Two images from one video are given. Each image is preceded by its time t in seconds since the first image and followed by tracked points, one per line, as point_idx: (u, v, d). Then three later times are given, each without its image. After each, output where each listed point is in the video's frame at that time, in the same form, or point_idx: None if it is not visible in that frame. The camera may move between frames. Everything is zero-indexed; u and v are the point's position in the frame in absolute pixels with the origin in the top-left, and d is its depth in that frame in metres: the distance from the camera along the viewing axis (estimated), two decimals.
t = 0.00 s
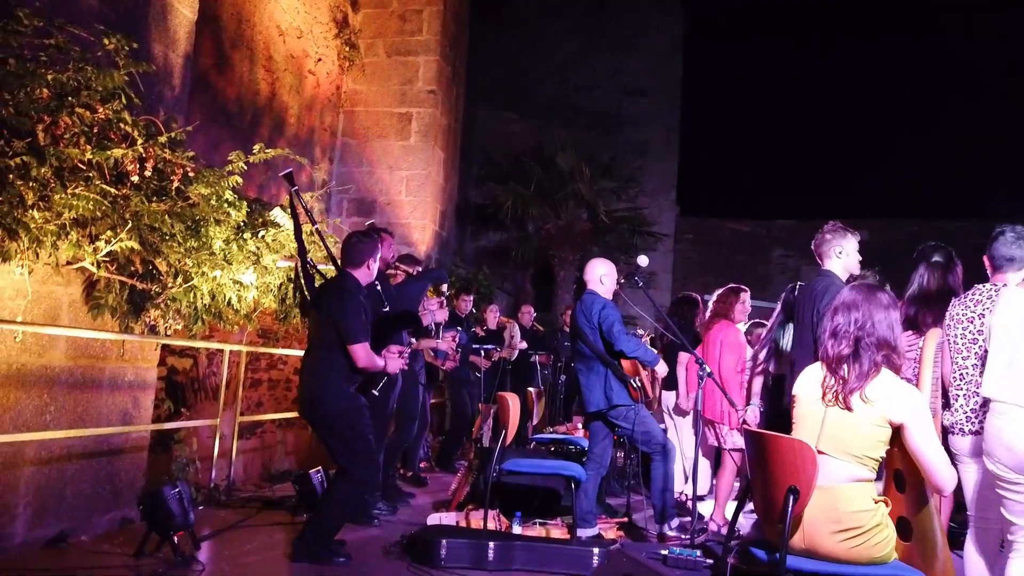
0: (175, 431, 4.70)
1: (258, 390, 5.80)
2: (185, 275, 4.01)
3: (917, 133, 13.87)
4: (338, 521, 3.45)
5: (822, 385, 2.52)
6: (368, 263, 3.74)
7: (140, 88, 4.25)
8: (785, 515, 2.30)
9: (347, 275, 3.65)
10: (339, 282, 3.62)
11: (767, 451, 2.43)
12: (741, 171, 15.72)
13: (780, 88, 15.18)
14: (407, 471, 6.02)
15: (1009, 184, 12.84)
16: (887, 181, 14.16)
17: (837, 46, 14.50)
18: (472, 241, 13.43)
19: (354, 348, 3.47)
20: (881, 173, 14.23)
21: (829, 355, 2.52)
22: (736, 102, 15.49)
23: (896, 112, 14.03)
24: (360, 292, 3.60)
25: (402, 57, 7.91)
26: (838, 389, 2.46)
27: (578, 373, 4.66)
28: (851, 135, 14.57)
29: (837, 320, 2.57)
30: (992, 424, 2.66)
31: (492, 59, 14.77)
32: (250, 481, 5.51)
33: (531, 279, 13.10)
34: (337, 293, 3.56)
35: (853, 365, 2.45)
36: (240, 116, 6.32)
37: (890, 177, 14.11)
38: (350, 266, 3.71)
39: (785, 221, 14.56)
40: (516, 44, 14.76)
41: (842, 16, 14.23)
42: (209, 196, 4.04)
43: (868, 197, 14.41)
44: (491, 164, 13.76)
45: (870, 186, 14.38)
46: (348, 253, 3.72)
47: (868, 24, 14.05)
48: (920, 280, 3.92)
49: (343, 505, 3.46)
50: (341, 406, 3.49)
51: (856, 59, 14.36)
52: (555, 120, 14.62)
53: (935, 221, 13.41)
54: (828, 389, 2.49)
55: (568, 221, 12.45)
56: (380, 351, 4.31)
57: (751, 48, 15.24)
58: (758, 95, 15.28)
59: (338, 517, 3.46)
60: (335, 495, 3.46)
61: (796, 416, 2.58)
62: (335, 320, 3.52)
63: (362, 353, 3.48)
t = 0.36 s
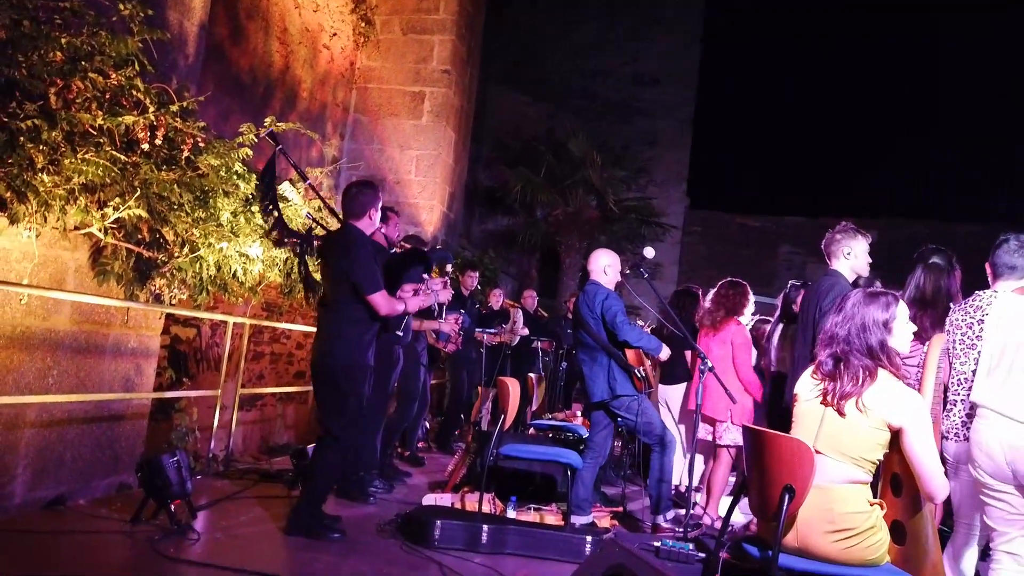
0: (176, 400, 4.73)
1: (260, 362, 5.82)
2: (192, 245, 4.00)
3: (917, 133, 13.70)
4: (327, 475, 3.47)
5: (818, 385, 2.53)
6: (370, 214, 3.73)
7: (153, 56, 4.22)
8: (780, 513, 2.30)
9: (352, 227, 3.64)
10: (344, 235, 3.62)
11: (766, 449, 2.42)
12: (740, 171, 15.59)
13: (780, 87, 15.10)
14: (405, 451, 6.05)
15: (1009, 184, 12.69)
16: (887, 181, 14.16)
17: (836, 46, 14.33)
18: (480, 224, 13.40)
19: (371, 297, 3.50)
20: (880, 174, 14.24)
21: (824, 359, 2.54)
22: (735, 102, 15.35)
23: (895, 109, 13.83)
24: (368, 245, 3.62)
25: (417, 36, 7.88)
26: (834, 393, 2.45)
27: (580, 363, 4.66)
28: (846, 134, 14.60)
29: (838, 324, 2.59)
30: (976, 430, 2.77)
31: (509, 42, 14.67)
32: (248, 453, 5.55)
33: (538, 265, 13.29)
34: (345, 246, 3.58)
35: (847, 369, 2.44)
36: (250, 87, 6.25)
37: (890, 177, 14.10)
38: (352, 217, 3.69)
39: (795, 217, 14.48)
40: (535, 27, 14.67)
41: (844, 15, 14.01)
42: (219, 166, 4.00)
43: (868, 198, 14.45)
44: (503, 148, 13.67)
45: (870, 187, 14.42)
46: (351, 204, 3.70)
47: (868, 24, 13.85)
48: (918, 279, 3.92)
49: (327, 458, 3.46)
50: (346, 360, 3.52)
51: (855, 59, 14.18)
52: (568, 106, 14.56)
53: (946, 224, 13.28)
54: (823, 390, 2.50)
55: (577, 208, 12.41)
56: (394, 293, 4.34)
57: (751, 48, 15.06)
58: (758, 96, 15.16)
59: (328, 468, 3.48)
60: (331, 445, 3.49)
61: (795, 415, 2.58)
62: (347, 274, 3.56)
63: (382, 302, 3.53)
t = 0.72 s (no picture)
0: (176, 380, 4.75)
1: (261, 345, 5.84)
2: (198, 226, 3.97)
3: (915, 133, 13.37)
4: (314, 451, 3.47)
5: (816, 392, 2.53)
6: (378, 200, 3.70)
7: (165, 34, 4.21)
8: (774, 518, 2.30)
9: (358, 212, 3.63)
10: (351, 220, 3.61)
11: (762, 454, 2.42)
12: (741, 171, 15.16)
13: (781, 87, 14.90)
14: (403, 439, 6.08)
15: (1008, 183, 12.31)
16: (887, 181, 13.76)
17: (836, 46, 14.18)
18: (486, 216, 13.39)
19: (373, 283, 3.51)
20: (881, 173, 13.85)
21: (825, 364, 2.53)
22: (736, 102, 15.03)
23: (891, 109, 13.60)
24: (375, 232, 3.61)
25: (430, 24, 7.88)
26: (831, 400, 2.45)
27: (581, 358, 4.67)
28: (849, 134, 14.22)
29: (841, 330, 2.58)
30: (981, 442, 2.63)
31: (523, 34, 14.65)
32: (246, 434, 5.56)
33: (543, 258, 13.34)
34: (353, 232, 3.57)
35: (847, 377, 2.43)
36: (262, 70, 6.17)
37: (890, 177, 13.71)
38: (359, 202, 3.67)
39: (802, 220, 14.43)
40: (551, 20, 14.65)
41: (844, 15, 13.92)
42: (227, 148, 3.97)
43: (868, 197, 14.00)
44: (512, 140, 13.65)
45: (870, 187, 13.98)
46: (359, 189, 3.68)
47: (868, 23, 13.70)
48: (920, 291, 3.92)
49: (313, 431, 3.48)
50: (345, 342, 3.53)
51: (855, 60, 14.01)
52: (581, 101, 14.54)
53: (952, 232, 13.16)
54: (820, 397, 2.50)
55: (584, 203, 12.39)
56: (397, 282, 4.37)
57: (751, 48, 14.84)
58: (758, 96, 14.89)
59: (317, 443, 3.49)
60: (322, 424, 3.49)
61: (792, 421, 2.57)
62: (353, 258, 3.56)
63: (384, 289, 3.53)
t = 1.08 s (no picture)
0: (173, 371, 4.76)
1: (259, 338, 5.84)
2: (197, 217, 3.96)
3: (915, 132, 13.26)
4: (309, 446, 3.47)
5: (813, 398, 2.52)
6: (375, 197, 3.69)
7: (168, 25, 4.19)
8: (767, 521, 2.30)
9: (355, 208, 3.62)
10: (348, 215, 3.60)
11: (757, 457, 2.42)
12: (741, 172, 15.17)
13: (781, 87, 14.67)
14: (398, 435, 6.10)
15: (1008, 183, 12.39)
16: (888, 181, 13.80)
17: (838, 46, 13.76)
18: (487, 212, 13.40)
19: (376, 277, 3.51)
20: (881, 173, 13.86)
21: (825, 369, 2.51)
22: (736, 102, 14.97)
23: (891, 108, 13.45)
24: (375, 227, 3.61)
25: (435, 19, 7.88)
26: (827, 405, 2.45)
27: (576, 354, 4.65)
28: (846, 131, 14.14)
29: (840, 333, 2.57)
30: (977, 454, 2.62)
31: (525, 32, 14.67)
32: (243, 426, 5.57)
33: (542, 257, 13.36)
34: (349, 226, 3.57)
35: (846, 382, 2.43)
36: (266, 63, 6.13)
37: (890, 177, 13.75)
38: (357, 198, 3.67)
39: (803, 223, 14.42)
40: (556, 18, 14.66)
41: (843, 15, 13.54)
42: (228, 140, 3.95)
43: (868, 197, 14.08)
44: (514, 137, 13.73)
45: (871, 187, 14.02)
46: (357, 184, 3.67)
47: (868, 24, 13.29)
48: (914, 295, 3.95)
49: (308, 423, 3.47)
50: (342, 337, 3.53)
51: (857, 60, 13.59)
52: (584, 101, 14.57)
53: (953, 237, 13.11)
54: (817, 403, 2.49)
55: (585, 201, 12.38)
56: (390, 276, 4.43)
57: (751, 49, 14.63)
58: (758, 94, 14.78)
59: (312, 438, 3.48)
60: (317, 417, 3.49)
61: (787, 428, 2.57)
62: (353, 254, 3.55)
63: (386, 284, 3.53)
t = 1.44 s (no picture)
0: (167, 364, 4.76)
1: (254, 332, 5.84)
2: (193, 211, 3.95)
3: (915, 132, 13.04)
4: (303, 441, 3.47)
5: (806, 399, 2.53)
6: (369, 191, 3.69)
7: (165, 16, 4.16)
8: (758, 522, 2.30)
9: (349, 203, 3.61)
10: (342, 210, 3.60)
11: (749, 458, 2.43)
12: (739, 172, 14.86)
13: (781, 87, 14.40)
14: (392, 431, 6.11)
15: (1008, 183, 12.16)
16: (888, 181, 13.51)
17: (838, 47, 13.65)
18: (484, 210, 13.37)
19: (377, 272, 3.52)
20: (882, 173, 13.57)
21: (819, 371, 2.52)
22: (736, 102, 14.91)
23: (890, 108, 13.23)
24: (369, 223, 3.61)
25: (433, 15, 7.87)
26: (820, 407, 2.45)
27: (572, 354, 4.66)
28: (844, 132, 13.81)
29: (835, 335, 2.58)
30: (958, 457, 2.69)
31: (525, 31, 14.55)
32: (236, 421, 5.55)
33: (539, 255, 13.39)
34: (341, 220, 3.57)
35: (839, 384, 2.44)
36: (264, 59, 6.11)
37: (890, 177, 13.47)
38: (351, 193, 3.66)
39: (800, 224, 14.44)
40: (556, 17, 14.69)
41: (843, 15, 13.41)
42: (224, 134, 3.93)
43: (869, 198, 13.78)
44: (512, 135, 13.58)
45: (872, 186, 13.71)
46: (352, 179, 3.67)
47: (868, 24, 13.21)
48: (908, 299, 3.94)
49: (303, 419, 3.47)
50: (338, 332, 3.53)
51: (857, 61, 13.48)
52: (583, 101, 14.61)
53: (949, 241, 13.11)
54: (809, 405, 2.50)
55: (582, 200, 12.39)
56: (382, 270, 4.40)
57: (751, 49, 14.61)
58: (758, 95, 14.59)
59: (306, 433, 3.48)
60: (310, 413, 3.48)
61: (781, 430, 2.58)
62: (347, 249, 3.55)
63: (386, 277, 3.53)
